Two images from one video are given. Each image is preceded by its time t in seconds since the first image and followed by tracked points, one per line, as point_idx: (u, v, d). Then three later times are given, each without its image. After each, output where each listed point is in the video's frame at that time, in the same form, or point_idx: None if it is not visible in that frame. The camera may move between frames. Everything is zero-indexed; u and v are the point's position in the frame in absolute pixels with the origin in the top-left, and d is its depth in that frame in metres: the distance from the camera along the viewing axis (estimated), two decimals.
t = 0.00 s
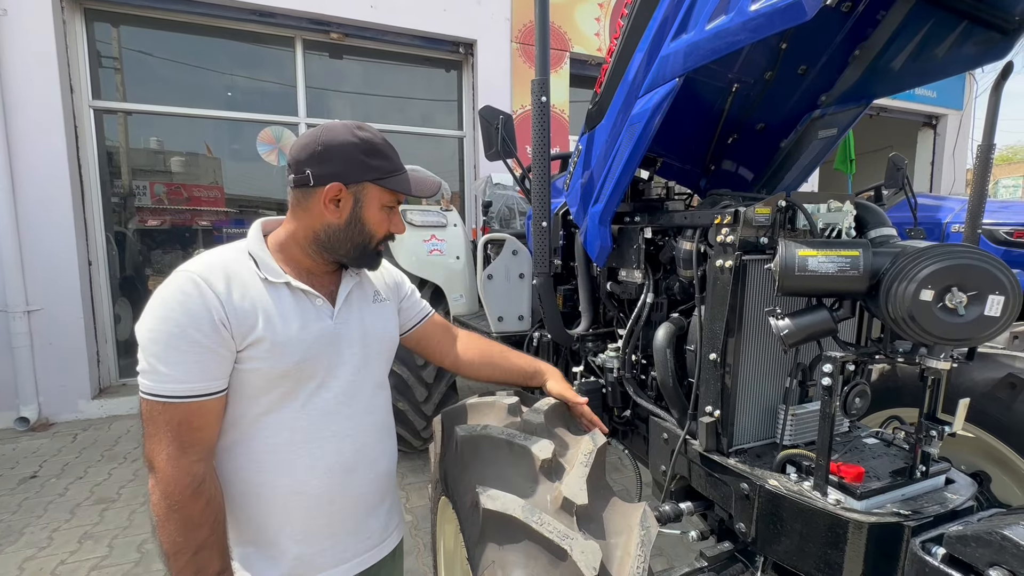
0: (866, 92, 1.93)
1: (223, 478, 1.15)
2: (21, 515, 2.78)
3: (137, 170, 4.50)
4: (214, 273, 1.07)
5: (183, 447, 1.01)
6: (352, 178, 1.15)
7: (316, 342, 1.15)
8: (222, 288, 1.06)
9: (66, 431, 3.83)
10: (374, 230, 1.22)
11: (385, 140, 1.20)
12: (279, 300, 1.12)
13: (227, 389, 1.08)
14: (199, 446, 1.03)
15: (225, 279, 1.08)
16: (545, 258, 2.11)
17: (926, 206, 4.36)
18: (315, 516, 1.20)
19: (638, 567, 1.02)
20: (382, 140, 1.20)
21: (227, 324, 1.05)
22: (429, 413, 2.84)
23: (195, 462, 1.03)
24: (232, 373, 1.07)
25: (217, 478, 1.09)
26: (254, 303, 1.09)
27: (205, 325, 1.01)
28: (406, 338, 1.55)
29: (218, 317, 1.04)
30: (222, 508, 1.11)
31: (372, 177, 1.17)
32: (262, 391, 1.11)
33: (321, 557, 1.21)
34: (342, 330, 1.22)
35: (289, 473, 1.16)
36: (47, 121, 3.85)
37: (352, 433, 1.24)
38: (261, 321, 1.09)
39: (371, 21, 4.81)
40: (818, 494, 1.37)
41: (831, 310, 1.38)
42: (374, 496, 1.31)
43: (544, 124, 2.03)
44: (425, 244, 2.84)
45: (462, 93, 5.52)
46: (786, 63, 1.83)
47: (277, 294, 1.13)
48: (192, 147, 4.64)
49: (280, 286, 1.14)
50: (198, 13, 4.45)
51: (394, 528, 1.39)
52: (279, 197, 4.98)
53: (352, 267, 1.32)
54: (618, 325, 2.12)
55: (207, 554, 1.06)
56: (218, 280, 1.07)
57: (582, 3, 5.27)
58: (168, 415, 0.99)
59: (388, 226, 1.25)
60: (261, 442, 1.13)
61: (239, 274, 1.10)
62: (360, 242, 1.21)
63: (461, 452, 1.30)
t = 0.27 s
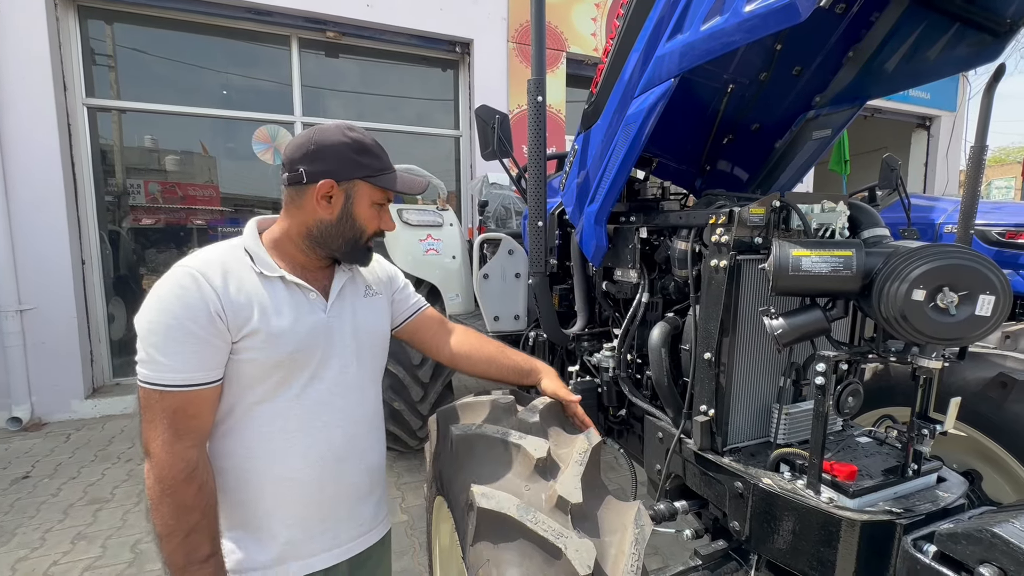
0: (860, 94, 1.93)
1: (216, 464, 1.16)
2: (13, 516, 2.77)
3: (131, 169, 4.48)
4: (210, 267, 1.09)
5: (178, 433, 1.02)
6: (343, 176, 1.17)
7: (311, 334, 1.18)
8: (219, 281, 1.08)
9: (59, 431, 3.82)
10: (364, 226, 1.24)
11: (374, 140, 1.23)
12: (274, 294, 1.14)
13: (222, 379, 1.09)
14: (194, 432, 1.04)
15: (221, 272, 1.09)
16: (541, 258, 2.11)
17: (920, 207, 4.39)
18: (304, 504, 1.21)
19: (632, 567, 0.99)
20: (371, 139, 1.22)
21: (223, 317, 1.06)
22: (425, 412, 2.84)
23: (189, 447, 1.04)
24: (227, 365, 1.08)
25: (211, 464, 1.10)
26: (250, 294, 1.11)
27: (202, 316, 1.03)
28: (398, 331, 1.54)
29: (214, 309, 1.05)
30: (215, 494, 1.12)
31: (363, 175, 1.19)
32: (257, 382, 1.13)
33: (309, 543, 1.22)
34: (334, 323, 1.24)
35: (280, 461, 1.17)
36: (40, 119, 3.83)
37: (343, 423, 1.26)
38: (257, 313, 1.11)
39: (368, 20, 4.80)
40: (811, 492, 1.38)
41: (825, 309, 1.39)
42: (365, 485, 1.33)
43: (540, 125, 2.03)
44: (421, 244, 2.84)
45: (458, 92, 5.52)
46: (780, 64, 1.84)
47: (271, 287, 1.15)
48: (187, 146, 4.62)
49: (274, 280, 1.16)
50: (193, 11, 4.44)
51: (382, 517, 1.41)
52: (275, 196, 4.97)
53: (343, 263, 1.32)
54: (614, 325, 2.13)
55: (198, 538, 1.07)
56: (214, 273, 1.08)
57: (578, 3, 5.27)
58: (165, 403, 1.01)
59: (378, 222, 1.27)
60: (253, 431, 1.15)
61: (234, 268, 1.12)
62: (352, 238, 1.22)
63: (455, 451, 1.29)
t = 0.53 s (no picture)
0: (851, 96, 1.95)
1: (195, 457, 1.20)
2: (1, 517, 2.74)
3: (122, 167, 4.44)
4: (183, 269, 1.13)
5: (150, 427, 1.05)
6: (313, 173, 1.21)
7: (278, 335, 1.20)
8: (189, 283, 1.11)
9: (48, 431, 3.78)
10: (337, 223, 1.26)
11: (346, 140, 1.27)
12: (243, 295, 1.17)
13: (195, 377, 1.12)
14: (166, 427, 1.07)
15: (192, 274, 1.13)
16: (535, 258, 2.11)
17: (910, 208, 4.42)
18: (272, 500, 1.24)
19: (625, 566, 0.98)
20: (343, 139, 1.26)
21: (192, 317, 1.09)
22: (418, 412, 2.84)
23: (162, 441, 1.07)
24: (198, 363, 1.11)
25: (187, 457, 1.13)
26: (220, 295, 1.14)
27: (171, 316, 1.06)
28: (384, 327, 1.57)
29: (184, 309, 1.08)
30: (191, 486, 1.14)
31: (333, 172, 1.22)
32: (225, 381, 1.16)
33: (276, 539, 1.25)
34: (305, 325, 1.26)
35: (248, 456, 1.20)
36: (29, 116, 3.79)
37: (311, 423, 1.27)
38: (225, 314, 1.14)
39: (362, 18, 4.78)
40: (802, 491, 1.39)
41: (817, 309, 1.40)
42: (336, 483, 1.34)
43: (534, 125, 2.03)
44: (415, 243, 2.84)
45: (453, 91, 5.52)
46: (773, 65, 1.85)
47: (241, 288, 1.17)
48: (179, 144, 4.59)
49: (245, 281, 1.18)
50: (185, 7, 4.40)
51: (359, 513, 1.43)
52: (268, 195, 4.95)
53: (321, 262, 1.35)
54: (607, 324, 2.12)
55: (174, 527, 1.09)
56: (185, 275, 1.12)
57: (573, 2, 5.27)
58: (138, 399, 1.04)
59: (353, 220, 1.29)
60: (223, 427, 1.18)
61: (206, 270, 1.15)
62: (324, 234, 1.25)
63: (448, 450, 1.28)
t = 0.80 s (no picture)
0: (842, 97, 1.97)
1: (161, 442, 1.27)
2: None
3: (110, 164, 4.38)
4: (148, 269, 1.18)
5: (108, 415, 1.11)
6: (262, 175, 1.23)
7: (229, 334, 1.23)
8: (146, 284, 1.16)
9: (33, 432, 3.73)
10: (291, 223, 1.28)
11: (297, 139, 1.28)
12: (199, 295, 1.21)
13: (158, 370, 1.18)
14: (123, 417, 1.13)
15: (153, 275, 1.17)
16: (527, 257, 2.10)
17: (898, 209, 4.47)
18: (223, 488, 1.28)
19: (616, 565, 0.97)
20: (294, 139, 1.28)
21: (149, 316, 1.14)
22: (409, 412, 2.83)
23: (122, 429, 1.13)
24: (156, 358, 1.16)
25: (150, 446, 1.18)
26: (174, 294, 1.18)
27: (127, 315, 1.12)
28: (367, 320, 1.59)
29: (140, 309, 1.13)
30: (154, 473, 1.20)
31: (283, 172, 1.24)
32: (182, 376, 1.21)
33: (228, 523, 1.30)
34: (259, 324, 1.28)
35: (201, 445, 1.25)
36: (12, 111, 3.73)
37: (263, 418, 1.30)
38: (180, 313, 1.18)
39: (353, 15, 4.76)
40: (792, 490, 1.40)
41: (807, 309, 1.41)
42: (292, 477, 1.37)
43: (527, 123, 2.03)
44: (407, 242, 2.83)
45: (445, 90, 5.50)
46: (765, 66, 1.85)
47: (197, 288, 1.21)
48: (167, 141, 4.54)
49: (204, 282, 1.22)
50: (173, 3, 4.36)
51: (322, 505, 1.45)
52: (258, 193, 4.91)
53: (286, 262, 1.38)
54: (599, 324, 2.11)
55: (127, 506, 1.15)
56: (144, 274, 1.17)
57: (566, 2, 5.27)
58: (100, 387, 1.11)
59: (310, 219, 1.31)
60: (180, 417, 1.24)
61: (167, 270, 1.20)
62: (279, 235, 1.27)
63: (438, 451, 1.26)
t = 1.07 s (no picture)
0: (838, 98, 1.99)
1: (149, 433, 1.29)
2: None
3: (93, 160, 4.29)
4: (129, 269, 1.18)
5: (90, 407, 1.15)
6: (235, 175, 1.22)
7: (213, 328, 1.24)
8: (128, 284, 1.16)
9: (16, 434, 3.65)
10: (266, 222, 1.27)
11: (271, 138, 1.27)
12: (181, 292, 1.21)
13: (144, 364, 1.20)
14: (105, 409, 1.16)
15: (134, 275, 1.18)
16: (524, 257, 2.10)
17: (887, 210, 4.52)
18: (215, 475, 1.30)
19: (622, 565, 0.96)
20: (268, 138, 1.27)
21: (130, 319, 1.15)
22: (403, 411, 2.82)
23: (103, 421, 1.16)
24: (139, 355, 1.18)
25: (131, 438, 1.21)
26: (157, 291, 1.19)
27: (108, 315, 1.13)
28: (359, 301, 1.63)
29: (120, 311, 1.14)
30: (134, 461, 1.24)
31: (256, 172, 1.23)
32: (168, 369, 1.23)
33: (221, 508, 1.32)
34: (243, 317, 1.29)
35: (190, 434, 1.27)
36: None
37: (253, 405, 1.31)
38: (161, 311, 1.18)
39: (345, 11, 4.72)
40: (790, 488, 1.41)
41: (805, 309, 1.43)
42: (284, 461, 1.39)
43: (525, 122, 2.03)
44: (401, 241, 2.82)
45: (438, 88, 5.48)
46: (760, 67, 1.86)
47: (179, 286, 1.21)
48: (153, 137, 4.46)
49: (184, 280, 1.22)
50: None
51: (315, 487, 1.47)
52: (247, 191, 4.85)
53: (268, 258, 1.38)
54: (596, 323, 2.11)
55: (100, 493, 1.19)
56: (126, 273, 1.17)
57: (559, 1, 5.28)
58: (85, 381, 1.14)
59: (285, 217, 1.31)
60: (167, 407, 1.26)
61: (149, 269, 1.20)
62: (254, 234, 1.27)
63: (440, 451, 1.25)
